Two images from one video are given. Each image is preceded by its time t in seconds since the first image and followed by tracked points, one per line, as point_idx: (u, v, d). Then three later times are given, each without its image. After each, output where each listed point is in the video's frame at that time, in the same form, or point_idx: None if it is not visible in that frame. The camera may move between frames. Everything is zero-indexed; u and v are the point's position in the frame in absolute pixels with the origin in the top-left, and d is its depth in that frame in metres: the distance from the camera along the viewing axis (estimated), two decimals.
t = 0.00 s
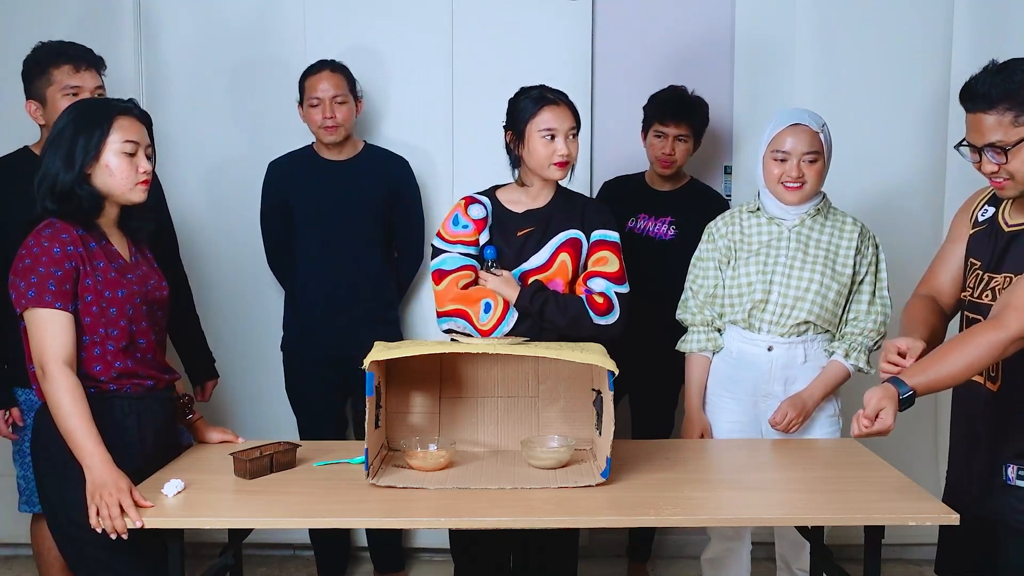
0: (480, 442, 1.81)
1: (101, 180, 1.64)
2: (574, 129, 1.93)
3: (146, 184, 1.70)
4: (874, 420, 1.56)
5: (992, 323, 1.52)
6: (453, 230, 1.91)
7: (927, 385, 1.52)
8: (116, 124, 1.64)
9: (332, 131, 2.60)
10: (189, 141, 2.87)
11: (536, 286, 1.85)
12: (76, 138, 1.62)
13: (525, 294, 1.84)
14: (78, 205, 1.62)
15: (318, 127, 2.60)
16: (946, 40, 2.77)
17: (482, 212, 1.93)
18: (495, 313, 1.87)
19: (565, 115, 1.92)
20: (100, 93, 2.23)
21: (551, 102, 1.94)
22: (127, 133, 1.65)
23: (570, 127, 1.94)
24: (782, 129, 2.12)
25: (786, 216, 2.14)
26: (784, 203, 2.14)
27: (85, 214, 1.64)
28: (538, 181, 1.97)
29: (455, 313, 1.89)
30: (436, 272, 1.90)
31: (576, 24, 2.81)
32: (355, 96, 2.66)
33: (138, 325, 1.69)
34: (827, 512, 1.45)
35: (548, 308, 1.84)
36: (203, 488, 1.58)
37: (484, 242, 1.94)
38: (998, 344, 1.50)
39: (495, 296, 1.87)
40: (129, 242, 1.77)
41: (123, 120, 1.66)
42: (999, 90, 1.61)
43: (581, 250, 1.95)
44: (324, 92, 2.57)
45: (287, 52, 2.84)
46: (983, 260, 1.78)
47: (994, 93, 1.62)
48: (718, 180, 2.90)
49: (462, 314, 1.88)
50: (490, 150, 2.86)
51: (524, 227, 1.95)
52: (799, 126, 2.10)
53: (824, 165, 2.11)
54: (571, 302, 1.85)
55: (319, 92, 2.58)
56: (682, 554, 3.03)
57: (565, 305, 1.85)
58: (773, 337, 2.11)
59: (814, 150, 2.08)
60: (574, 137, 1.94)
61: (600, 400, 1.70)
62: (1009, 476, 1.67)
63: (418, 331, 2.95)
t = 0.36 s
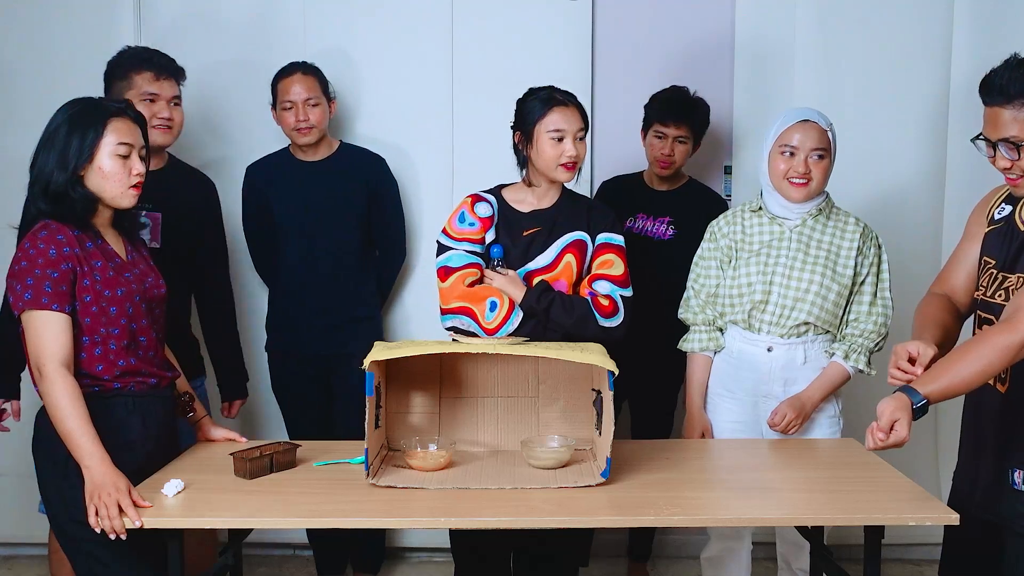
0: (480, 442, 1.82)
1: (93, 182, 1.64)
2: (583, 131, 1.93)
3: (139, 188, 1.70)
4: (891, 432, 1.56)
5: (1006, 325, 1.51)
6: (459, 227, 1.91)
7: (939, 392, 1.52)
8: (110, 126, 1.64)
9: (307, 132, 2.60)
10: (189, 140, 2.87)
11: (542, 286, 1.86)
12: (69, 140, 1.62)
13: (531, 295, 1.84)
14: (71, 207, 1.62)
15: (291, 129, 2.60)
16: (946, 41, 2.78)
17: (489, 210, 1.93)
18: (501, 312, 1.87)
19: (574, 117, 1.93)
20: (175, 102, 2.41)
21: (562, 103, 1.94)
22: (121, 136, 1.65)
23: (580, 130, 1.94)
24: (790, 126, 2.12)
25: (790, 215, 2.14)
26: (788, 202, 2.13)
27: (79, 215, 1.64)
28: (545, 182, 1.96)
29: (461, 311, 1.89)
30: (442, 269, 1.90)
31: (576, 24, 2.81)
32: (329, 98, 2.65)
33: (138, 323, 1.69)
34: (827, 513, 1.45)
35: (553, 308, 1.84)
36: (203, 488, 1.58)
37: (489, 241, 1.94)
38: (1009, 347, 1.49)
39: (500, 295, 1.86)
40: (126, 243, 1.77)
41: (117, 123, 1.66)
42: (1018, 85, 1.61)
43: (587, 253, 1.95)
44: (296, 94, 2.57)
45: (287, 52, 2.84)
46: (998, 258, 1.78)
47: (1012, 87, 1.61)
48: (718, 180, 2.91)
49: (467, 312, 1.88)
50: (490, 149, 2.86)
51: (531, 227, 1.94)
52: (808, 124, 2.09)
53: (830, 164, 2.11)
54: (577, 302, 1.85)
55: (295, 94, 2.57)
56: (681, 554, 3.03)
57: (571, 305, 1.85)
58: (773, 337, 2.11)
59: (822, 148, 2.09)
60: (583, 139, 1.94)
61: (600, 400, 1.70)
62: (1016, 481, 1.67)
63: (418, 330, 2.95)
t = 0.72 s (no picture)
0: (480, 442, 1.82)
1: (88, 184, 1.64)
2: (582, 127, 1.93)
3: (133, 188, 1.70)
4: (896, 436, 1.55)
5: None
6: (459, 226, 1.91)
7: (956, 402, 1.50)
8: (103, 128, 1.64)
9: (296, 131, 2.61)
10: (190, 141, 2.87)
11: (545, 286, 1.85)
12: (62, 142, 1.61)
13: (531, 296, 1.84)
14: (66, 210, 1.62)
15: (280, 126, 2.60)
16: (946, 40, 2.77)
17: (491, 210, 1.93)
18: (502, 313, 1.87)
19: (574, 112, 1.93)
20: (231, 109, 2.43)
21: (561, 98, 1.94)
22: (115, 137, 1.65)
23: (580, 124, 1.94)
24: (784, 124, 2.12)
25: (787, 214, 2.14)
26: (784, 201, 2.13)
27: (75, 217, 1.63)
28: (546, 180, 1.96)
29: (462, 311, 1.89)
30: (442, 269, 1.90)
31: (576, 23, 2.80)
32: (318, 99, 2.66)
33: (140, 321, 1.69)
34: (827, 513, 1.45)
35: (555, 309, 1.83)
36: (203, 488, 1.58)
37: (490, 241, 1.94)
38: None
39: (502, 295, 1.87)
40: (121, 242, 1.77)
41: (110, 124, 1.66)
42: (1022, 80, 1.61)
43: (587, 253, 1.95)
44: (287, 93, 2.58)
45: (288, 52, 2.84)
46: (994, 259, 1.78)
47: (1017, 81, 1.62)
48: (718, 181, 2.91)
49: (469, 311, 1.88)
50: (489, 149, 2.86)
51: (530, 227, 1.94)
52: (803, 121, 2.10)
53: (827, 161, 2.11)
54: (579, 303, 1.85)
55: (286, 93, 2.58)
56: (682, 554, 3.03)
57: (572, 306, 1.84)
58: (770, 337, 2.12)
59: (818, 144, 2.08)
60: (583, 135, 1.94)
61: (600, 400, 1.70)
62: (1005, 485, 1.67)
63: (418, 330, 2.95)
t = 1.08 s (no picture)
0: (480, 442, 1.82)
1: (86, 184, 1.64)
2: (575, 122, 1.92)
3: (130, 186, 1.70)
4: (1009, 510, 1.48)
5: None
6: (454, 230, 1.90)
7: None
8: (99, 129, 1.64)
9: (289, 130, 2.61)
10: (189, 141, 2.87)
11: (540, 288, 1.85)
12: (59, 142, 1.61)
13: (527, 299, 1.84)
14: (63, 212, 1.62)
15: (274, 127, 2.61)
16: (946, 40, 2.77)
17: (484, 212, 1.93)
18: (496, 316, 1.85)
19: (567, 108, 1.92)
20: (238, 111, 2.41)
21: (552, 95, 1.94)
22: (110, 137, 1.65)
23: (572, 120, 1.92)
24: (767, 125, 2.13)
25: (776, 214, 2.14)
26: (771, 201, 2.14)
27: (73, 219, 1.63)
28: (542, 180, 1.96)
29: (456, 315, 1.87)
30: (437, 273, 1.89)
31: (576, 23, 2.80)
32: (309, 98, 2.66)
33: (139, 322, 1.69)
34: (826, 513, 1.45)
35: (550, 312, 1.83)
36: (203, 488, 1.58)
37: (484, 244, 1.94)
38: None
39: (496, 299, 1.86)
40: (116, 242, 1.77)
41: (106, 125, 1.66)
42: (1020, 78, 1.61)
43: (583, 254, 1.94)
44: (278, 93, 2.57)
45: (287, 52, 2.84)
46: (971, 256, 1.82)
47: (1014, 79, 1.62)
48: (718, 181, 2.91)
49: (463, 317, 1.86)
50: (489, 148, 2.87)
51: (526, 229, 1.94)
52: (781, 122, 2.10)
53: (808, 161, 2.09)
54: (574, 306, 1.85)
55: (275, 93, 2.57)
56: (682, 554, 3.03)
57: (567, 309, 1.84)
58: (765, 335, 2.11)
59: (795, 144, 2.07)
60: (576, 131, 1.93)
61: (600, 400, 1.70)
62: (982, 477, 1.72)
63: (418, 330, 2.95)
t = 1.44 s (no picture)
0: (480, 442, 1.82)
1: (84, 184, 1.64)
2: (557, 113, 1.91)
3: (128, 184, 1.70)
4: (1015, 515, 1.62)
5: None
6: (449, 231, 1.91)
7: None
8: (96, 128, 1.63)
9: (286, 131, 2.60)
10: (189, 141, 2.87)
11: (534, 290, 1.84)
12: (56, 142, 1.61)
13: (520, 300, 1.82)
14: (60, 213, 1.61)
15: (269, 128, 2.60)
16: (946, 40, 2.77)
17: (480, 213, 1.93)
18: (488, 319, 1.87)
19: (550, 99, 1.91)
20: (199, 100, 2.44)
21: (535, 91, 1.94)
22: (107, 136, 1.65)
23: (555, 112, 1.91)
24: (755, 126, 2.13)
25: (772, 215, 2.14)
26: (764, 202, 2.15)
27: (70, 220, 1.63)
28: (537, 180, 1.95)
29: (449, 318, 1.89)
30: (431, 275, 1.90)
31: (575, 23, 2.80)
32: (307, 99, 2.66)
33: (136, 322, 1.69)
34: (826, 513, 1.45)
35: (544, 314, 1.81)
36: (203, 488, 1.58)
37: (479, 244, 1.94)
38: None
39: (488, 303, 1.87)
40: (114, 242, 1.77)
41: (102, 124, 1.66)
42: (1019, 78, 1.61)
43: (580, 253, 1.93)
44: (274, 94, 2.57)
45: (286, 52, 2.84)
46: (950, 248, 1.86)
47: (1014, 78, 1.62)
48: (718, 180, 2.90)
49: (455, 320, 1.88)
50: (488, 148, 2.86)
51: (521, 228, 1.94)
52: (769, 122, 2.10)
53: (798, 160, 2.08)
54: (569, 307, 1.83)
55: (269, 94, 2.57)
56: (682, 554, 3.03)
57: (562, 309, 1.83)
58: (761, 334, 2.10)
59: (783, 143, 2.07)
60: (560, 122, 1.91)
61: (600, 400, 1.70)
62: (970, 454, 1.75)
63: (418, 330, 2.95)
